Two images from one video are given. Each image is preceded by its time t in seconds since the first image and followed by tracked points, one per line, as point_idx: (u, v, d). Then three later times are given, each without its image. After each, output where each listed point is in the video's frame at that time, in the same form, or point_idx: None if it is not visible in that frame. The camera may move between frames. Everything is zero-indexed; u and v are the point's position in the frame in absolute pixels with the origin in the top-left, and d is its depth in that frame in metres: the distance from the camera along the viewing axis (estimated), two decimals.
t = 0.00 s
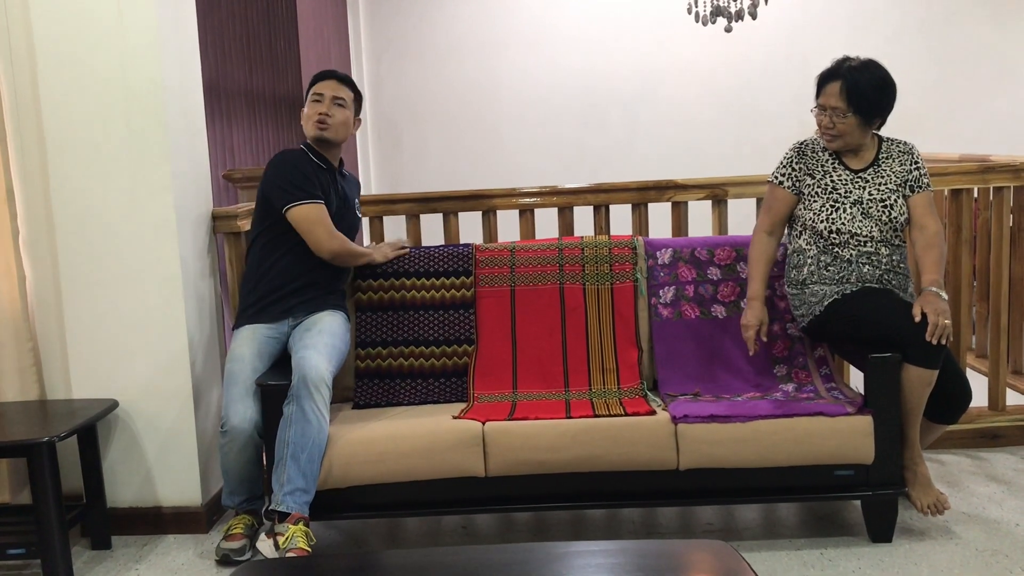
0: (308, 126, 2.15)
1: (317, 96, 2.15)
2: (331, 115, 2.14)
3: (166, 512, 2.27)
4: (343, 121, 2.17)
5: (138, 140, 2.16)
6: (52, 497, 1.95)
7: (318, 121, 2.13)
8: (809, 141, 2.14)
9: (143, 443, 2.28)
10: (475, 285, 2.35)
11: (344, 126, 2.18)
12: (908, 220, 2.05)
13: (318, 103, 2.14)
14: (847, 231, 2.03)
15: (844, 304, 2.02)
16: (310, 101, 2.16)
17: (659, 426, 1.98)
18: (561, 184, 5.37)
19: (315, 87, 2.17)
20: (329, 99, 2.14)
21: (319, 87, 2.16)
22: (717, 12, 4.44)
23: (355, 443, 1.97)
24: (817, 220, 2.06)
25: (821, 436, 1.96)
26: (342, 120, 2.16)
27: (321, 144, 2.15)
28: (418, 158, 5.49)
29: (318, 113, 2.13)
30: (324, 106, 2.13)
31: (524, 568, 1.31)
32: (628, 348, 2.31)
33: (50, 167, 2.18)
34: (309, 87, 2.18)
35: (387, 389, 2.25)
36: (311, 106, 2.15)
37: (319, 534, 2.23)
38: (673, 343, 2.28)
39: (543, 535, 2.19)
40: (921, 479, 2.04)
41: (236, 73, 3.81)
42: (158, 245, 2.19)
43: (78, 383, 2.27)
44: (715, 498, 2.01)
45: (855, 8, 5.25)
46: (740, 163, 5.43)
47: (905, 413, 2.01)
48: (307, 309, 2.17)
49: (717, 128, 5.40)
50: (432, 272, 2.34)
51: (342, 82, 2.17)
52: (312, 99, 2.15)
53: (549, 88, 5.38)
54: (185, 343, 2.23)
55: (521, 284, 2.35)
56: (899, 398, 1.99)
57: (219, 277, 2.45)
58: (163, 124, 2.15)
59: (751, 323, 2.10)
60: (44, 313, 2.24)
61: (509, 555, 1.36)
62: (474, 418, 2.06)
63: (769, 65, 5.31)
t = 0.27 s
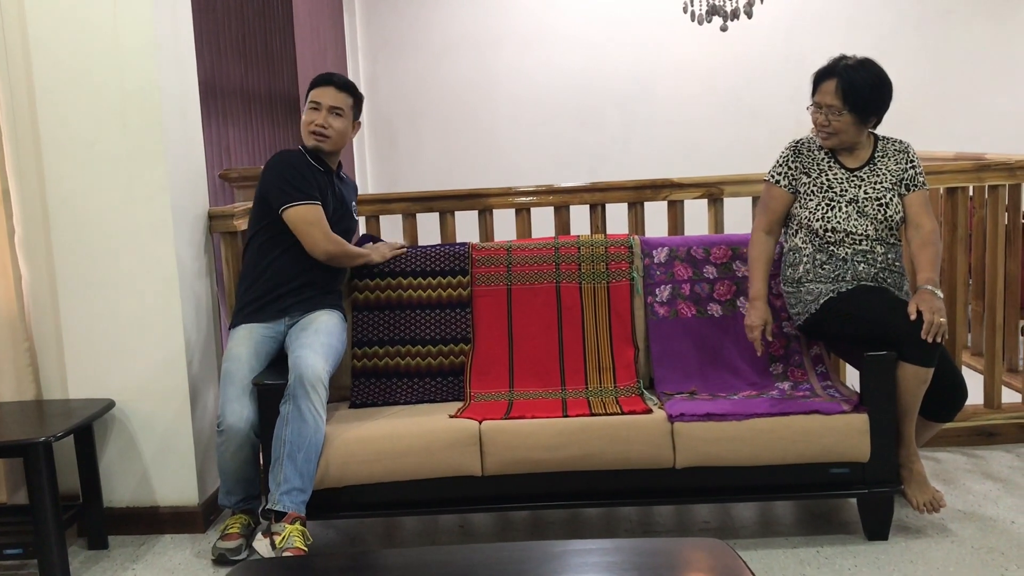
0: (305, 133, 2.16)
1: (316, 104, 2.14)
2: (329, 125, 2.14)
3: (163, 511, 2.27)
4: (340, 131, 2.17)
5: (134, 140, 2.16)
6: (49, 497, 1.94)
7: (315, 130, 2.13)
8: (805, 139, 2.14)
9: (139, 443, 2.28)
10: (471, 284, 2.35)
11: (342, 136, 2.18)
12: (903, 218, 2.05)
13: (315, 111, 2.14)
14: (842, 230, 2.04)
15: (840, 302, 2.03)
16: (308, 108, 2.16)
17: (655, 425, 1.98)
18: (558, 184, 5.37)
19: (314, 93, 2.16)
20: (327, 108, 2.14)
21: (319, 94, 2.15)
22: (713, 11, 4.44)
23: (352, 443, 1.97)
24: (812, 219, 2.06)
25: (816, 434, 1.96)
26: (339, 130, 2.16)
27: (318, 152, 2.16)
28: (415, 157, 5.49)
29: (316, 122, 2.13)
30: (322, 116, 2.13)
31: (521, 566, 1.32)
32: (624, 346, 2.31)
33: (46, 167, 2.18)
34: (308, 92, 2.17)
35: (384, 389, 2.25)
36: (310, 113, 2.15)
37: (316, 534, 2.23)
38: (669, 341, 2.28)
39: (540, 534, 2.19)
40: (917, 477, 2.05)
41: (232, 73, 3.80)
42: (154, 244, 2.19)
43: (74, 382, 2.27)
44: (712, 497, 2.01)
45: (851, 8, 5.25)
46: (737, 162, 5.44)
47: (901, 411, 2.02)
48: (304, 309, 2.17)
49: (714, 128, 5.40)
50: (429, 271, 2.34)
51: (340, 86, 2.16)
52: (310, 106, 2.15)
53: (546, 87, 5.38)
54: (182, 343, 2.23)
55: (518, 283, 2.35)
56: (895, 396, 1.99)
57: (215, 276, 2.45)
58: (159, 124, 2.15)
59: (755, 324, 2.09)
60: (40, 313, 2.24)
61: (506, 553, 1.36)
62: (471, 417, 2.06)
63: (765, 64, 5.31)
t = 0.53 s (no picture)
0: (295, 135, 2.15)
1: (306, 106, 2.13)
2: (319, 128, 2.13)
3: (159, 512, 2.27)
4: (331, 133, 2.16)
5: (130, 140, 2.15)
6: (45, 498, 1.94)
7: (305, 133, 2.13)
8: (802, 139, 2.14)
9: (136, 443, 2.28)
10: (468, 284, 2.35)
11: (333, 137, 2.17)
12: (900, 219, 2.05)
13: (306, 113, 2.13)
14: (839, 230, 2.04)
15: (837, 302, 2.03)
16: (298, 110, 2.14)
17: (652, 425, 1.98)
18: (555, 183, 5.37)
19: (305, 94, 2.14)
20: (318, 111, 2.13)
21: (309, 95, 2.13)
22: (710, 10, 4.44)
23: (348, 443, 1.97)
24: (810, 219, 2.06)
25: (813, 434, 1.96)
26: (330, 132, 2.15)
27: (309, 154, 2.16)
28: (412, 157, 5.49)
29: (306, 125, 2.12)
30: (312, 119, 2.12)
31: (518, 566, 1.31)
32: (621, 346, 2.31)
33: (42, 167, 2.17)
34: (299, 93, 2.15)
35: (381, 390, 2.25)
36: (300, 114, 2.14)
37: (313, 534, 2.23)
38: (666, 341, 2.28)
39: (537, 534, 2.19)
40: (914, 477, 2.05)
41: (228, 72, 3.80)
42: (151, 245, 2.19)
43: (71, 383, 2.26)
44: (709, 496, 2.02)
45: (848, 7, 5.25)
46: (733, 161, 5.44)
47: (898, 411, 2.02)
48: (300, 309, 2.17)
49: (711, 127, 5.41)
50: (425, 272, 2.33)
51: (333, 86, 2.14)
52: (301, 107, 2.14)
53: (543, 86, 5.38)
54: (178, 343, 2.23)
55: (515, 283, 2.35)
56: (892, 396, 1.99)
57: (212, 277, 2.44)
58: (155, 124, 2.15)
59: (752, 325, 2.09)
60: (36, 313, 2.23)
61: (503, 553, 1.36)
62: (468, 417, 2.06)
63: (762, 64, 5.31)
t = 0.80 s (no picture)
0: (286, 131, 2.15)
1: (296, 102, 2.12)
2: (310, 122, 2.12)
3: (157, 512, 2.27)
4: (323, 127, 2.15)
5: (128, 139, 2.15)
6: (42, 497, 1.94)
7: (295, 129, 2.12)
8: (800, 138, 2.14)
9: (133, 443, 2.27)
10: (466, 284, 2.35)
11: (325, 132, 2.16)
12: (898, 219, 2.06)
13: (295, 109, 2.12)
14: (837, 230, 2.04)
15: (834, 302, 2.03)
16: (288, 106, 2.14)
17: (650, 424, 1.98)
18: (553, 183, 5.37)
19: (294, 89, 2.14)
20: (308, 106, 2.12)
21: (298, 90, 2.13)
22: (707, 10, 4.45)
23: (346, 443, 1.97)
24: (808, 219, 2.06)
25: (811, 434, 1.96)
26: (322, 126, 2.14)
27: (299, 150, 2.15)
28: (410, 156, 5.49)
29: (296, 120, 2.11)
30: (302, 114, 2.12)
31: (516, 565, 1.32)
32: (619, 346, 2.31)
33: (40, 166, 2.17)
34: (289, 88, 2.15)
35: (378, 389, 2.25)
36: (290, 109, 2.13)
37: (311, 533, 2.22)
38: (664, 341, 2.29)
39: (535, 533, 2.19)
40: (911, 476, 2.05)
41: (226, 72, 3.79)
42: (149, 244, 2.19)
43: (68, 382, 2.26)
44: (707, 496, 2.02)
45: (845, 7, 5.26)
46: (731, 161, 5.44)
47: (895, 410, 2.02)
48: (298, 308, 2.17)
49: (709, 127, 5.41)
50: (423, 271, 2.33)
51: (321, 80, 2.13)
52: (290, 103, 2.13)
53: (541, 86, 5.38)
54: (176, 343, 2.23)
55: (513, 282, 2.35)
56: (889, 395, 1.99)
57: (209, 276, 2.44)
58: (153, 123, 2.14)
59: (752, 325, 2.09)
60: (34, 312, 2.23)
61: (501, 552, 1.36)
62: (466, 416, 2.06)
63: (760, 63, 5.32)
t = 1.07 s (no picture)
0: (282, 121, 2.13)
1: (293, 91, 2.12)
2: (307, 112, 2.12)
3: (153, 510, 2.26)
4: (320, 117, 2.14)
5: (124, 137, 2.15)
6: (38, 496, 1.94)
7: (292, 118, 2.11)
8: (797, 138, 2.14)
9: (129, 441, 2.27)
10: (463, 282, 2.35)
11: (322, 122, 2.15)
12: (894, 219, 2.06)
13: (292, 99, 2.12)
14: (834, 230, 2.04)
15: (831, 301, 2.03)
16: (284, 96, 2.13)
17: (647, 423, 1.98)
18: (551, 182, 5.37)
19: (290, 80, 2.14)
20: (304, 95, 2.12)
21: (294, 80, 2.13)
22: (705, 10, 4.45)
23: (343, 442, 1.97)
24: (805, 218, 2.06)
25: (808, 433, 1.97)
26: (318, 116, 2.13)
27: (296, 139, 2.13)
28: (407, 155, 5.48)
29: (293, 109, 2.10)
30: (299, 102, 2.11)
31: (512, 564, 1.32)
32: (617, 345, 2.31)
33: (36, 165, 2.16)
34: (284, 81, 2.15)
35: (376, 388, 2.25)
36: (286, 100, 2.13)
37: (307, 532, 2.22)
38: (661, 339, 2.29)
39: (532, 532, 2.19)
40: (908, 475, 2.05)
41: (223, 70, 3.79)
42: (145, 243, 2.18)
43: (64, 381, 2.26)
44: (704, 494, 2.02)
45: (842, 6, 5.26)
46: (728, 160, 5.45)
47: (891, 409, 2.02)
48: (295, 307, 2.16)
49: (706, 126, 5.41)
50: (421, 269, 2.33)
51: (316, 71, 2.14)
52: (287, 93, 2.13)
53: (538, 85, 5.38)
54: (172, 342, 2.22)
55: (510, 282, 2.35)
56: (886, 394, 2.00)
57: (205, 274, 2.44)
58: (149, 121, 2.14)
59: (753, 324, 2.08)
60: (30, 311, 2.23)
61: (498, 551, 1.36)
62: (462, 415, 2.06)
63: (757, 63, 5.32)
